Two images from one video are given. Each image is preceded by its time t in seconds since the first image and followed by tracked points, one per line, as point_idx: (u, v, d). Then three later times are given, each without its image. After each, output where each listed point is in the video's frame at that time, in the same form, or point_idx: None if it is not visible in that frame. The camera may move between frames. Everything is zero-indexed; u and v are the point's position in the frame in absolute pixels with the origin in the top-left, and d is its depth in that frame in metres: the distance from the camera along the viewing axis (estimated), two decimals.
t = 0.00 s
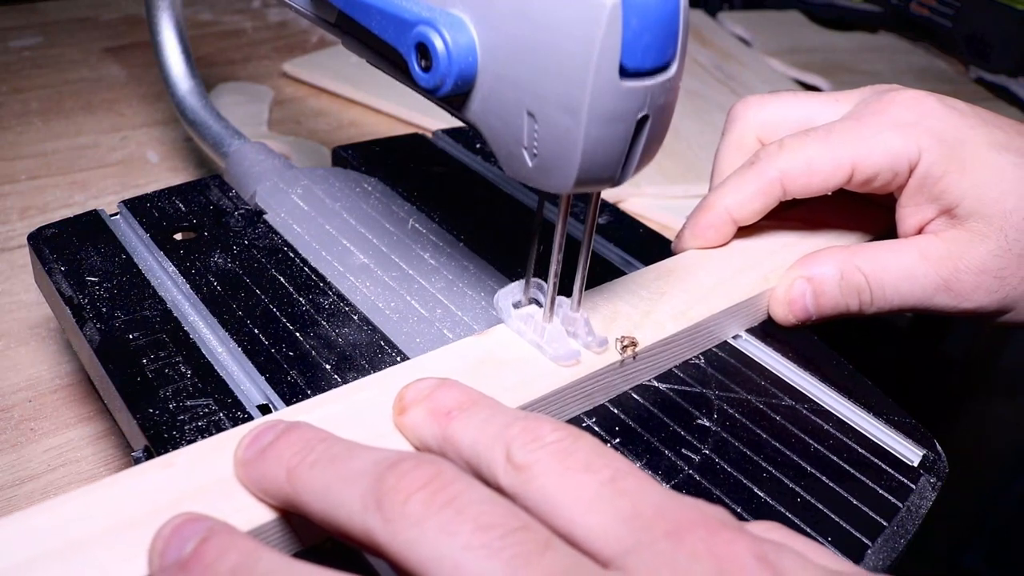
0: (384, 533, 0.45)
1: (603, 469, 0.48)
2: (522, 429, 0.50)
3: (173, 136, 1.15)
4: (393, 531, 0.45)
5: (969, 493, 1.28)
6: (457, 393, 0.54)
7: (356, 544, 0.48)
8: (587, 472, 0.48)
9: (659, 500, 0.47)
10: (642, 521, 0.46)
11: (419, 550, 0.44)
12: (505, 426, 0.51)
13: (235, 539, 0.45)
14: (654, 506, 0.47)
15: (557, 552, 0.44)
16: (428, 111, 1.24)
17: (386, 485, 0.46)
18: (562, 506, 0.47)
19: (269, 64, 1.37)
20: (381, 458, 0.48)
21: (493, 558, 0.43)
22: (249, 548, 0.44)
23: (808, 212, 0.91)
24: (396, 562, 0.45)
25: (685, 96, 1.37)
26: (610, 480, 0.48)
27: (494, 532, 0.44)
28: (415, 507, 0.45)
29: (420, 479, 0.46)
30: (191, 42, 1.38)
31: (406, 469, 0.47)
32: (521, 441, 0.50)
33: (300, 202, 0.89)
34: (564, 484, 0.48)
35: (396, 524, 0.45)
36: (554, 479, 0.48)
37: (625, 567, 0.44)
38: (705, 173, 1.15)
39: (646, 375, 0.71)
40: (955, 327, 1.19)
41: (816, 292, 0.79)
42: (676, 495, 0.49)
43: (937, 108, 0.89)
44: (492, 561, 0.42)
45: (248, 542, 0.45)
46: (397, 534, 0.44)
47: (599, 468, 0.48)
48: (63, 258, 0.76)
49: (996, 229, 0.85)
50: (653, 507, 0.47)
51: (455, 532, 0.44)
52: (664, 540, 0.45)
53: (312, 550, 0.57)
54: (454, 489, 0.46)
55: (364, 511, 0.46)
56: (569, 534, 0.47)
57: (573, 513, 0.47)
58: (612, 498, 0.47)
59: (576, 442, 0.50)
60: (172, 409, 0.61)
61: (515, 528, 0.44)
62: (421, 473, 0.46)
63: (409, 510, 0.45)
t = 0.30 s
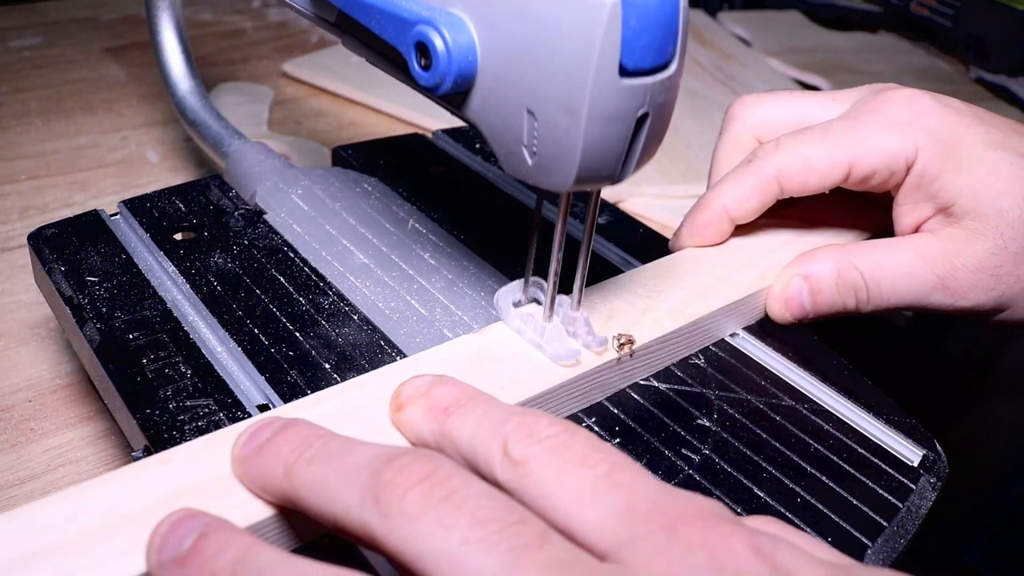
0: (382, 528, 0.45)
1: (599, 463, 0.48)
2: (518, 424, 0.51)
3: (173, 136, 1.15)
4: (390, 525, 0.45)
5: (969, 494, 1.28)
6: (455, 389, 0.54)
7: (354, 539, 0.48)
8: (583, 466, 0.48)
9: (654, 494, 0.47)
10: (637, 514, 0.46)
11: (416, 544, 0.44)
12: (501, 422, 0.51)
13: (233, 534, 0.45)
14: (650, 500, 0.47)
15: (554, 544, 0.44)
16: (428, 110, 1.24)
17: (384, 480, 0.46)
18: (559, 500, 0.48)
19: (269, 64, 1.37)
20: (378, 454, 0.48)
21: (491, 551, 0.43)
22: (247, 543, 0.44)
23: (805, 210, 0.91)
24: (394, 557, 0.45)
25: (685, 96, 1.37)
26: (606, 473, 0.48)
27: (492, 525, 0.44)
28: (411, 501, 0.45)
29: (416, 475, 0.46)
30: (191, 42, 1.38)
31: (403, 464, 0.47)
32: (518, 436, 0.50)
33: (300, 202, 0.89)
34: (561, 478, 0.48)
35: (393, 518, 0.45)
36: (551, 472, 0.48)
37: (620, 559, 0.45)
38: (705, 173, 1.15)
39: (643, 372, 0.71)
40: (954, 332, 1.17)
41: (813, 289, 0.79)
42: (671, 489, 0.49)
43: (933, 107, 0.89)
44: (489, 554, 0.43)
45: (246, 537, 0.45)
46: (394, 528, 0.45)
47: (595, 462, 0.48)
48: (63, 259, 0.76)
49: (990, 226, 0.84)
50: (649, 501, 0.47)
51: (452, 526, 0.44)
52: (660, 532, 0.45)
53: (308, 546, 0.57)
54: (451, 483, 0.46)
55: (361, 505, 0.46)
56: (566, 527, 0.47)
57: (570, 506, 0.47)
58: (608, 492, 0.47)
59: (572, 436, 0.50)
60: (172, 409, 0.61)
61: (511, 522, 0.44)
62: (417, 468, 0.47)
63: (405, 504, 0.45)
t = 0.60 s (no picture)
0: (380, 523, 0.45)
1: (596, 458, 0.48)
2: (516, 419, 0.51)
3: (173, 136, 1.15)
4: (388, 520, 0.45)
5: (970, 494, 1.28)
6: (452, 386, 0.54)
7: (352, 534, 0.48)
8: (580, 461, 0.48)
9: (652, 488, 0.47)
10: (635, 508, 0.46)
11: (414, 539, 0.44)
12: (499, 418, 0.51)
13: (232, 529, 0.45)
14: (648, 494, 0.46)
15: (551, 538, 0.44)
16: (428, 110, 1.24)
17: (381, 475, 0.46)
18: (556, 495, 0.47)
19: (269, 64, 1.37)
20: (374, 449, 0.48)
21: (488, 546, 0.43)
22: (245, 538, 0.44)
23: (802, 209, 0.92)
24: (392, 552, 0.45)
25: (685, 96, 1.37)
26: (603, 468, 0.48)
27: (489, 519, 0.44)
28: (409, 495, 0.45)
29: (413, 469, 0.46)
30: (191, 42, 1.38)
31: (400, 459, 0.47)
32: (515, 431, 0.50)
33: (300, 202, 0.89)
34: (557, 473, 0.48)
35: (391, 513, 0.45)
36: (548, 467, 0.48)
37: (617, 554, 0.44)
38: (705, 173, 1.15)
39: (639, 370, 0.71)
40: (954, 331, 1.18)
41: (810, 288, 0.79)
42: (669, 483, 0.49)
43: (932, 106, 0.89)
44: (487, 548, 0.42)
45: (245, 532, 0.45)
46: (392, 523, 0.45)
47: (593, 457, 0.48)
48: (63, 259, 0.76)
49: (989, 225, 0.84)
50: (647, 495, 0.47)
51: (449, 521, 0.44)
52: (658, 526, 0.45)
53: (305, 541, 0.56)
54: (448, 477, 0.46)
55: (360, 500, 0.46)
56: (563, 522, 0.47)
57: (567, 501, 0.47)
58: (606, 487, 0.47)
59: (569, 431, 0.50)
60: (172, 409, 0.61)
61: (508, 516, 0.44)
62: (414, 463, 0.47)
63: (403, 499, 0.45)
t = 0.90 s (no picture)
0: (377, 519, 0.45)
1: (593, 454, 0.48)
2: (513, 416, 0.51)
3: (173, 136, 1.15)
4: (385, 515, 0.45)
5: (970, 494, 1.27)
6: (449, 383, 0.55)
7: (349, 531, 0.48)
8: (576, 457, 0.48)
9: (648, 483, 0.47)
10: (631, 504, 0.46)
11: (412, 534, 0.44)
12: (496, 415, 0.51)
13: (230, 526, 0.45)
14: (643, 489, 0.47)
15: (547, 533, 0.44)
16: (428, 111, 1.24)
17: (378, 471, 0.46)
18: (552, 491, 0.48)
19: (269, 64, 1.37)
20: (371, 446, 0.48)
21: (485, 540, 0.43)
22: (244, 535, 0.45)
23: (798, 207, 0.92)
24: (390, 548, 0.45)
25: (685, 96, 1.37)
26: (599, 464, 0.48)
27: (486, 514, 0.44)
28: (406, 491, 0.45)
29: (411, 465, 0.46)
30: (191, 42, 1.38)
31: (397, 455, 0.47)
32: (512, 428, 0.50)
33: (300, 202, 0.89)
34: (554, 469, 0.48)
35: (389, 508, 0.45)
36: (545, 464, 0.48)
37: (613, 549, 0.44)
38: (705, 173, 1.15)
39: (636, 367, 0.71)
40: (956, 331, 1.20)
41: (805, 285, 0.79)
42: (665, 479, 0.49)
43: (927, 104, 0.89)
44: (483, 543, 0.43)
45: (242, 528, 0.45)
46: (389, 518, 0.45)
47: (589, 453, 0.49)
48: (63, 259, 0.76)
49: (984, 223, 0.84)
50: (643, 490, 0.47)
51: (446, 516, 0.44)
52: (653, 521, 0.45)
53: (304, 538, 0.56)
54: (446, 473, 0.46)
55: (357, 497, 0.46)
56: (560, 517, 0.47)
57: (563, 496, 0.47)
58: (602, 482, 0.47)
59: (565, 427, 0.50)
60: (172, 409, 0.61)
61: (505, 511, 0.44)
62: (411, 459, 0.47)
63: (400, 495, 0.45)
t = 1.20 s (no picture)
0: (375, 514, 0.45)
1: (590, 450, 0.49)
2: (511, 414, 0.51)
3: (173, 136, 1.15)
4: (383, 510, 0.45)
5: (969, 493, 1.28)
6: (447, 379, 0.55)
7: (348, 526, 0.48)
8: (574, 453, 0.49)
9: (644, 478, 0.47)
10: (626, 500, 0.46)
11: (409, 529, 0.44)
12: (494, 412, 0.51)
13: (228, 523, 0.45)
14: (639, 485, 0.47)
15: (545, 528, 0.44)
16: (428, 111, 1.24)
17: (376, 466, 0.46)
18: (549, 487, 0.48)
19: (269, 64, 1.37)
20: (370, 442, 0.48)
21: (483, 535, 0.43)
22: (242, 531, 0.45)
23: (793, 205, 0.92)
24: (388, 542, 0.45)
25: (685, 96, 1.37)
26: (597, 460, 0.48)
27: (483, 510, 0.44)
28: (405, 487, 0.45)
29: (409, 461, 0.46)
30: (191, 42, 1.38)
31: (396, 450, 0.47)
32: (510, 425, 0.50)
33: (300, 202, 0.89)
34: (552, 465, 0.48)
35: (387, 503, 0.45)
36: (542, 460, 0.48)
37: (610, 544, 0.44)
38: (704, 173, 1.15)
39: (632, 364, 0.71)
40: (960, 326, 1.17)
41: (801, 283, 0.79)
42: (662, 475, 0.49)
43: (921, 102, 0.89)
44: (481, 537, 0.43)
45: (241, 524, 0.45)
46: (388, 513, 0.44)
47: (586, 450, 0.49)
48: (63, 259, 0.76)
49: (978, 220, 0.84)
50: (639, 486, 0.47)
51: (443, 511, 0.44)
52: (648, 517, 0.45)
53: (301, 534, 0.56)
54: (443, 468, 0.46)
55: (356, 492, 0.46)
56: (557, 513, 0.47)
57: (560, 492, 0.47)
58: (599, 478, 0.47)
59: (563, 424, 0.50)
60: (172, 409, 0.61)
61: (502, 506, 0.44)
62: (409, 455, 0.46)
63: (399, 490, 0.45)
